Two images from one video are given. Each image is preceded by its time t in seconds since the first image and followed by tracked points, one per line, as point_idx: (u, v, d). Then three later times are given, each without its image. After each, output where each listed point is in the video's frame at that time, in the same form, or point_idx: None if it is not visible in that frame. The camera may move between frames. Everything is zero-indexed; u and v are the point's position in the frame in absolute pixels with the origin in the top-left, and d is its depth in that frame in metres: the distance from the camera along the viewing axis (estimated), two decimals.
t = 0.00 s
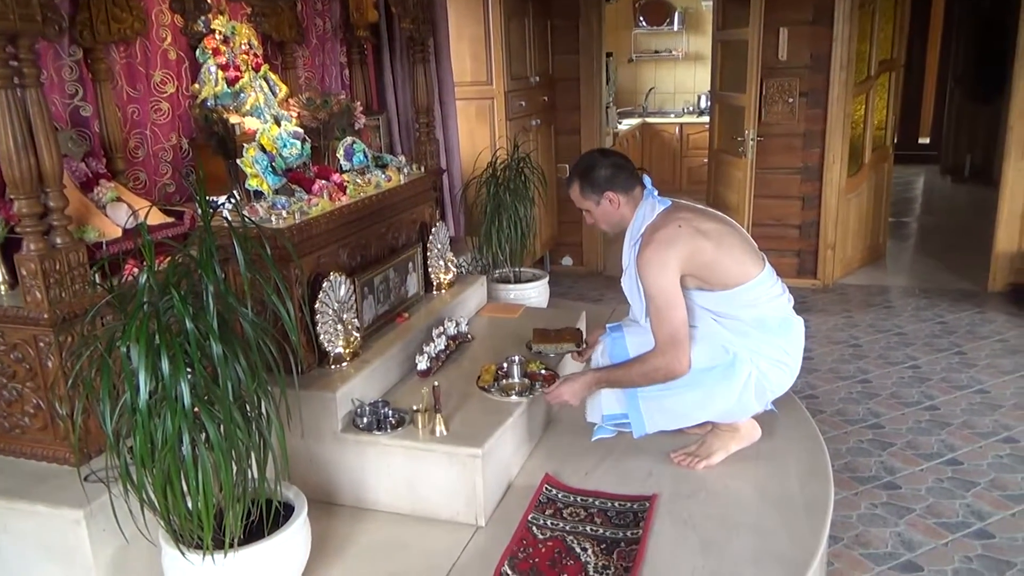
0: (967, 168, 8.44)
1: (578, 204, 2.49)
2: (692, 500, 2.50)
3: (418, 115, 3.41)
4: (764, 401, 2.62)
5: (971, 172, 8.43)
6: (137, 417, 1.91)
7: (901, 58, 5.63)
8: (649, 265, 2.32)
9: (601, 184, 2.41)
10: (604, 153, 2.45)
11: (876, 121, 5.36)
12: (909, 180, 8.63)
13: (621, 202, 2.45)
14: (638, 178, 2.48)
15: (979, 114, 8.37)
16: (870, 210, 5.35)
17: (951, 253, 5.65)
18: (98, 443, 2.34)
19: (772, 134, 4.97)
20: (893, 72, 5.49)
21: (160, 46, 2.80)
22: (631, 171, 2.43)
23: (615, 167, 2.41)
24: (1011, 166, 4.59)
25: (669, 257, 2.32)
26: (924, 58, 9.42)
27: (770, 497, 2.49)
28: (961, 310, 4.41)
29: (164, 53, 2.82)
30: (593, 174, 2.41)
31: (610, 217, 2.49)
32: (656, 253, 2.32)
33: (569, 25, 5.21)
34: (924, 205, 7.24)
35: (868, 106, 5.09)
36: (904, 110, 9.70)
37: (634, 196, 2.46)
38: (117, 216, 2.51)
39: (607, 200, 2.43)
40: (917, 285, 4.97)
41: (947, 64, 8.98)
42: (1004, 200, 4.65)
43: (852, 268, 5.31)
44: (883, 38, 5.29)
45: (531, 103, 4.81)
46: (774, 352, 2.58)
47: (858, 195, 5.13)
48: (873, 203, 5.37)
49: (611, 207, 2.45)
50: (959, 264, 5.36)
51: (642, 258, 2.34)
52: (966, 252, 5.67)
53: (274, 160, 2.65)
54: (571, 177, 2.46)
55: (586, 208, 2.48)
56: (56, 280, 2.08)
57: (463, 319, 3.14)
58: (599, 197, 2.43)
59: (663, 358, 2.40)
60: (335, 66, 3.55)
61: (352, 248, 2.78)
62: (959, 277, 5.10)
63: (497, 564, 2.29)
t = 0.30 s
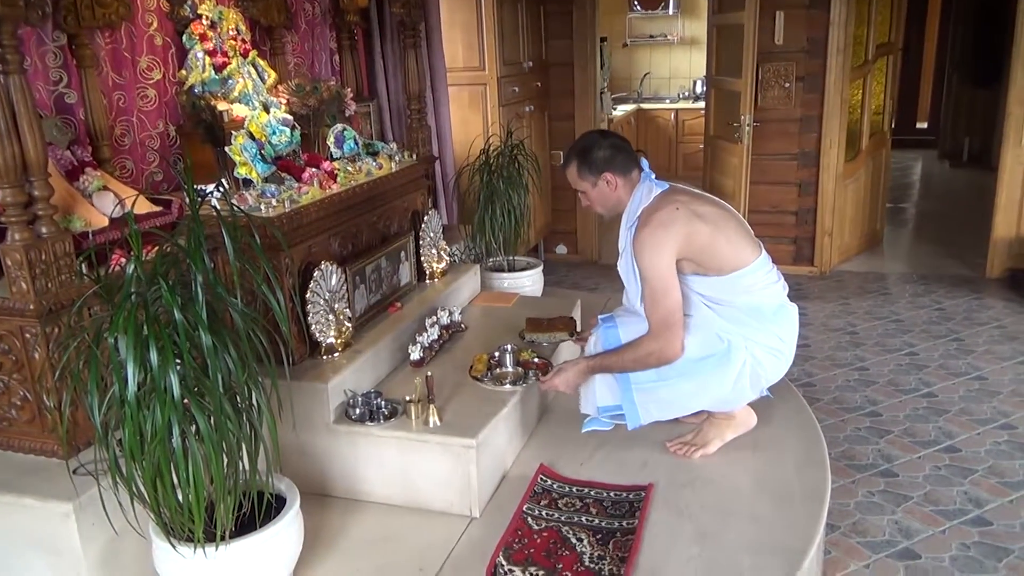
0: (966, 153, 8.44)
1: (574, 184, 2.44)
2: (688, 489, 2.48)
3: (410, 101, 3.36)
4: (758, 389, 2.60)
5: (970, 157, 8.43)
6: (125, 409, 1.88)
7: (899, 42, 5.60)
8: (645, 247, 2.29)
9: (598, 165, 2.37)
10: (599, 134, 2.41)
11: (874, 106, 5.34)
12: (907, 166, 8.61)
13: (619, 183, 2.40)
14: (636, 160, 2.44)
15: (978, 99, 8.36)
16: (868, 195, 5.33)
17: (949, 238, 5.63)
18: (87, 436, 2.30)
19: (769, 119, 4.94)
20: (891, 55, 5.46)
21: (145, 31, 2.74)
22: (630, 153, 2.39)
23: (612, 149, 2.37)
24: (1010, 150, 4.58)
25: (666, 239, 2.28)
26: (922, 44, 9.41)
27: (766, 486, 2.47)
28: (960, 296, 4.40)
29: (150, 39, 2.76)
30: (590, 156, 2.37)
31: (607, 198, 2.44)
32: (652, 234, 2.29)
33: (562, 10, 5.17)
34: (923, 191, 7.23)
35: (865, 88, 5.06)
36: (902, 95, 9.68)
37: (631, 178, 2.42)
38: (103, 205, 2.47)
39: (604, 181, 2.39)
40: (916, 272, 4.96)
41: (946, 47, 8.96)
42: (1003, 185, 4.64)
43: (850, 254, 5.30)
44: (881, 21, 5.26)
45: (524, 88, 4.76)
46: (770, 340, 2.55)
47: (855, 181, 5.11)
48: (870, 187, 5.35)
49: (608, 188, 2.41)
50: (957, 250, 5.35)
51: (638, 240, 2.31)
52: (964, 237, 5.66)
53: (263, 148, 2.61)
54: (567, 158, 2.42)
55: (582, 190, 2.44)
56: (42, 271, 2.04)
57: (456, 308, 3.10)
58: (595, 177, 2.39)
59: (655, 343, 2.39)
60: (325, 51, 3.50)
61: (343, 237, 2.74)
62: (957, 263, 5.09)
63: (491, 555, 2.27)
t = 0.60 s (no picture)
0: (979, 136, 8.34)
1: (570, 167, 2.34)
2: (690, 488, 2.37)
3: (398, 82, 3.22)
4: (759, 384, 2.49)
5: (983, 142, 8.34)
6: (99, 407, 1.76)
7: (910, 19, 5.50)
8: (643, 231, 2.18)
9: (596, 147, 2.26)
10: (598, 114, 2.30)
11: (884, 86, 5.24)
12: (918, 150, 8.51)
13: (618, 166, 2.30)
14: (635, 142, 2.33)
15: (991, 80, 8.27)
16: (877, 180, 5.23)
17: (961, 226, 5.54)
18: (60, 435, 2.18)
19: (774, 100, 4.83)
20: (901, 33, 5.35)
21: (118, 9, 2.60)
22: (630, 134, 2.29)
23: (612, 130, 2.27)
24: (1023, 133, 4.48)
25: (666, 223, 2.18)
26: (934, 27, 9.29)
27: (770, 485, 2.36)
28: (973, 286, 4.30)
29: (123, 16, 2.62)
30: (589, 136, 2.26)
31: (606, 181, 2.33)
32: (652, 218, 2.18)
33: None
34: (936, 176, 7.13)
35: (875, 69, 4.98)
36: (911, 80, 9.58)
37: (631, 160, 2.31)
38: (75, 192, 2.33)
39: (602, 163, 2.28)
40: (926, 261, 4.86)
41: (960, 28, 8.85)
42: (1017, 170, 4.55)
43: (859, 242, 5.20)
44: None
45: (518, 69, 4.63)
46: (773, 332, 2.45)
47: (864, 165, 5.01)
48: (880, 170, 5.26)
49: (608, 171, 2.30)
50: (969, 238, 5.25)
51: (637, 224, 2.20)
52: (976, 225, 5.56)
53: (243, 132, 2.46)
54: (564, 138, 2.31)
55: (579, 172, 2.33)
56: (10, 261, 1.92)
57: (447, 300, 2.97)
58: (594, 159, 2.28)
59: (645, 332, 2.28)
60: (308, 30, 3.34)
61: (328, 225, 2.61)
62: (970, 251, 5.00)
63: (484, 558, 2.16)
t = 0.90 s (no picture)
0: (998, 119, 8.30)
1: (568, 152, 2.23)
2: (692, 492, 2.25)
3: (384, 65, 3.08)
4: (764, 382, 2.37)
5: (1002, 125, 8.29)
6: (69, 408, 1.65)
7: None
8: (644, 218, 2.08)
9: (596, 131, 2.15)
10: (598, 96, 2.19)
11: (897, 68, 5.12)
12: (934, 134, 8.39)
13: (618, 151, 2.19)
14: (636, 126, 2.23)
15: (1010, 60, 8.17)
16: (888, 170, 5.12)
17: (976, 216, 5.43)
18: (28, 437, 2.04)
19: (781, 83, 4.71)
20: (916, 13, 5.22)
21: None
22: (631, 118, 2.18)
23: (612, 113, 2.16)
24: None
25: (668, 210, 2.08)
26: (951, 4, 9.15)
27: (776, 489, 2.24)
28: (989, 279, 4.20)
29: None
30: (588, 119, 2.15)
31: (605, 168, 2.22)
32: (654, 204, 2.08)
33: None
34: (951, 163, 7.03)
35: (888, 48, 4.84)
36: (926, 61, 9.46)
37: (632, 145, 2.21)
38: (44, 181, 2.17)
39: (602, 148, 2.18)
40: (941, 253, 4.75)
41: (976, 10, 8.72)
42: None
43: (871, 233, 5.09)
44: None
45: (511, 49, 4.48)
46: (778, 328, 2.32)
47: (875, 151, 4.89)
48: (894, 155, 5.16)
49: (607, 156, 2.19)
50: (984, 229, 5.15)
51: (638, 211, 2.10)
52: (991, 215, 5.45)
53: (221, 116, 2.33)
54: (562, 120, 2.20)
55: (576, 156, 2.22)
56: None
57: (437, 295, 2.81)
58: (594, 144, 2.17)
59: (637, 325, 2.17)
60: (289, 10, 3.13)
61: (312, 215, 2.48)
62: (987, 242, 4.89)
63: (476, 566, 2.04)
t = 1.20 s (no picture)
0: (1016, 110, 8.17)
1: (569, 138, 2.12)
2: (695, 499, 2.14)
3: (371, 49, 2.92)
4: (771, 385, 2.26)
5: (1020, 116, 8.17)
6: (39, 412, 1.54)
7: None
8: (647, 206, 1.99)
9: (600, 115, 2.05)
10: (601, 79, 2.10)
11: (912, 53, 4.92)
12: (949, 123, 8.26)
13: (623, 137, 2.09)
14: (641, 112, 2.13)
15: None
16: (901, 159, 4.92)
17: (992, 210, 5.30)
18: None
19: (789, 69, 4.53)
20: None
21: None
22: (635, 103, 2.09)
23: (616, 97, 2.07)
24: None
25: (673, 197, 1.99)
26: None
27: (784, 495, 2.13)
28: (1008, 276, 4.09)
29: None
30: (591, 103, 2.05)
31: (607, 155, 2.12)
32: (658, 191, 1.99)
33: None
34: (967, 154, 6.90)
35: (901, 33, 4.65)
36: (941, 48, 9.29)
37: (637, 131, 2.11)
38: (12, 173, 2.05)
39: (606, 133, 2.07)
40: (956, 247, 4.60)
41: None
42: None
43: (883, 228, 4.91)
44: None
45: (504, 32, 4.20)
46: (787, 326, 2.22)
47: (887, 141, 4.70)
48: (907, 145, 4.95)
49: (610, 142, 2.10)
50: (1000, 222, 5.02)
51: (641, 199, 2.01)
52: (1009, 209, 5.32)
53: (199, 104, 2.21)
54: (562, 104, 2.10)
55: (575, 142, 2.11)
56: None
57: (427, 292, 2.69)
58: (597, 129, 2.07)
59: (628, 318, 2.07)
60: None
61: (296, 208, 2.35)
62: (1003, 236, 4.77)
63: None
